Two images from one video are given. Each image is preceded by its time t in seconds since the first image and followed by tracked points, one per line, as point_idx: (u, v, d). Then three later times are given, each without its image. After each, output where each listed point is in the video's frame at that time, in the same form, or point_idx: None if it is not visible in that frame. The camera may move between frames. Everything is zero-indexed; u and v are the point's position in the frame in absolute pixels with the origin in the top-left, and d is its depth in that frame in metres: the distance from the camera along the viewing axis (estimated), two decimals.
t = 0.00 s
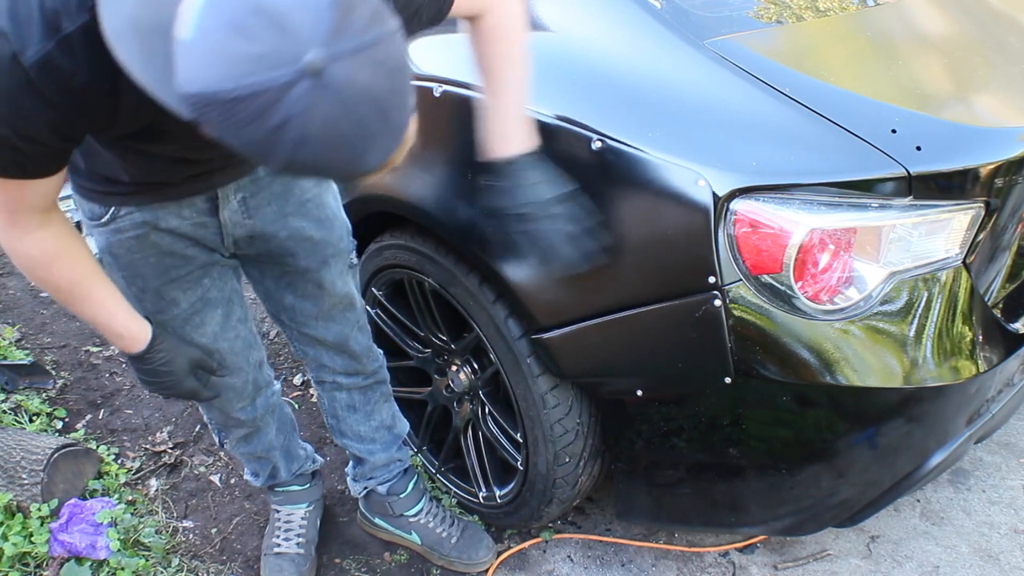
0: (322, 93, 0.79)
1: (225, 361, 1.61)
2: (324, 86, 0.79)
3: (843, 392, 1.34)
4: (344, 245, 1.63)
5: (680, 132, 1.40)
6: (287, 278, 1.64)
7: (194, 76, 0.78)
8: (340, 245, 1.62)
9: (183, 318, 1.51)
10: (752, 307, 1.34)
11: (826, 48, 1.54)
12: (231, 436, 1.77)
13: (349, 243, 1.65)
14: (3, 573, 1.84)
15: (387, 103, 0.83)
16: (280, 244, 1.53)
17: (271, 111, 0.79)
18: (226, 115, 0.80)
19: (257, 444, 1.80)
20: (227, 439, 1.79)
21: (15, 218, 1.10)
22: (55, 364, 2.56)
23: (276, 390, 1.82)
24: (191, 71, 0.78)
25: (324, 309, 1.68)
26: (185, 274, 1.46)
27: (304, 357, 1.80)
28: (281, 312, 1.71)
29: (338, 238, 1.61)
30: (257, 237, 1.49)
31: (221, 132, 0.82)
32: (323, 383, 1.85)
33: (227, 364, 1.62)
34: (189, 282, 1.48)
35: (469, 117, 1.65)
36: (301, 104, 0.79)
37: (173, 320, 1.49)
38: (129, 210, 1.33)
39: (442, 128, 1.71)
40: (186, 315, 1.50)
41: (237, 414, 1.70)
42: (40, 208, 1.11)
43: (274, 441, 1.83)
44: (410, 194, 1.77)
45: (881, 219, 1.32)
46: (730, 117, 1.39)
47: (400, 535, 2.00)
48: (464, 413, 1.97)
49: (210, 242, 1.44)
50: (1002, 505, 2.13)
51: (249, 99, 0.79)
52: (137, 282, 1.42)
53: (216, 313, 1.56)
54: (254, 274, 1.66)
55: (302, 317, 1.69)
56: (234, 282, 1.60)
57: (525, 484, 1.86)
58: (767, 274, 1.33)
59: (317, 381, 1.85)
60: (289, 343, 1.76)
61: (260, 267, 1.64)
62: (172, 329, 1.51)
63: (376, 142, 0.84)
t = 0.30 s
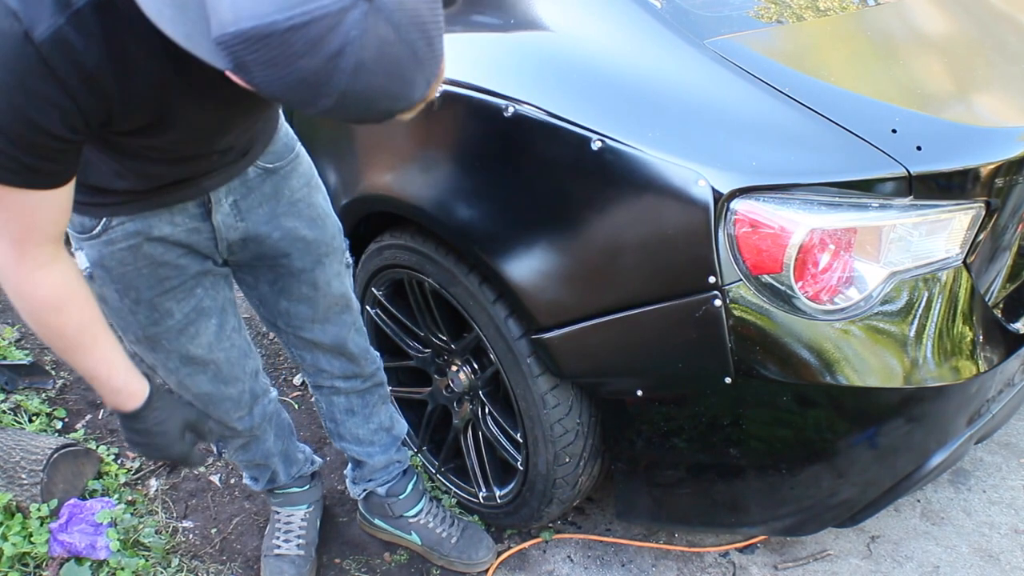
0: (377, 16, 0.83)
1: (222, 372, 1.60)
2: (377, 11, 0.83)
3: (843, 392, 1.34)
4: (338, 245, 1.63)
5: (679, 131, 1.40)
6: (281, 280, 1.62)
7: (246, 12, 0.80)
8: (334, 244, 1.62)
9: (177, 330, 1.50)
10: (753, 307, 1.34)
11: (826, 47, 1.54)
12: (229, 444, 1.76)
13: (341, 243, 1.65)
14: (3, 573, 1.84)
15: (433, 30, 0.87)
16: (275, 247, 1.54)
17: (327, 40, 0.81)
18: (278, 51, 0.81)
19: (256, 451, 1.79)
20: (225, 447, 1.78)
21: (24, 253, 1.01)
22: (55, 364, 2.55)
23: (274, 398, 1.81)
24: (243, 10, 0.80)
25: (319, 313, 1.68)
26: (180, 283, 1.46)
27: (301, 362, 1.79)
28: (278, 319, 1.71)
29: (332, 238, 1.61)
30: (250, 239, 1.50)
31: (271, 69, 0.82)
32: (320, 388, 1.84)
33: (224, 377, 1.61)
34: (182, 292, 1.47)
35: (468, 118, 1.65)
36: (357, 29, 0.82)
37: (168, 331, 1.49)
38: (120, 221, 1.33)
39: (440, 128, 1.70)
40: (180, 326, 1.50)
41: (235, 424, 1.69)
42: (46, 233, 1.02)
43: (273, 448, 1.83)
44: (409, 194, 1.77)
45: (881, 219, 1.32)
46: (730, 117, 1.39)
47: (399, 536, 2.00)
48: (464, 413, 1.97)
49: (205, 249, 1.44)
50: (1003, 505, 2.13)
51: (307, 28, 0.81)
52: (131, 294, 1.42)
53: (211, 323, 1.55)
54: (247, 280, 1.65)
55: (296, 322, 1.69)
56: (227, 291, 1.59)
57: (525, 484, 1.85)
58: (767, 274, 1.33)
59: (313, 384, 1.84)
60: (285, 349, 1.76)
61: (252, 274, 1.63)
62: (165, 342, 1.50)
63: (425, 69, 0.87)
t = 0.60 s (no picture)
0: None
1: (220, 373, 1.60)
2: None
3: (843, 392, 1.34)
4: (328, 234, 1.65)
5: (679, 131, 1.40)
6: (274, 274, 1.64)
7: None
8: (324, 235, 1.64)
9: (175, 333, 1.50)
10: (753, 307, 1.34)
11: (826, 47, 1.54)
12: (227, 445, 1.76)
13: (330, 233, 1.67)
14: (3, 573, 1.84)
15: None
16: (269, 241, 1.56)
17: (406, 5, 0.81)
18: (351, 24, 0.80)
19: (255, 450, 1.79)
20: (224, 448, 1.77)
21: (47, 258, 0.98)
22: (55, 364, 2.55)
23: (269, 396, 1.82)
24: None
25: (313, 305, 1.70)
26: (176, 285, 1.46)
27: (297, 359, 1.80)
28: (272, 317, 1.72)
29: (320, 230, 1.63)
30: (245, 234, 1.52)
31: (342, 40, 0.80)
32: (315, 383, 1.84)
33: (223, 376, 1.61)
34: (178, 296, 1.47)
35: (467, 118, 1.65)
36: None
37: (167, 334, 1.49)
38: (117, 226, 1.32)
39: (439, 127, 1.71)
40: (178, 329, 1.50)
41: (234, 424, 1.69)
42: (68, 237, 0.99)
43: (271, 446, 1.83)
44: (409, 193, 1.77)
45: (881, 219, 1.32)
46: (730, 117, 1.39)
47: (401, 532, 2.00)
48: (464, 413, 1.97)
49: (202, 247, 1.46)
50: (1003, 505, 2.13)
51: None
52: (128, 300, 1.42)
53: (208, 324, 1.55)
54: (240, 277, 1.66)
55: (293, 315, 1.70)
56: (221, 291, 1.58)
57: (525, 484, 1.85)
58: (767, 274, 1.33)
59: (310, 381, 1.84)
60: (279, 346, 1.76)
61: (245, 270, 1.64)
62: (164, 346, 1.50)
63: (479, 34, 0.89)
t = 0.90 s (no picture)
0: None
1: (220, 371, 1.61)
2: None
3: (843, 392, 1.34)
4: (331, 236, 1.65)
5: (678, 132, 1.40)
6: (276, 274, 1.64)
7: None
8: (327, 236, 1.64)
9: (176, 330, 1.49)
10: (753, 307, 1.34)
11: (826, 47, 1.54)
12: (228, 443, 1.75)
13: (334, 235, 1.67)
14: (3, 573, 1.84)
15: None
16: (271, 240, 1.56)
17: None
18: None
19: (254, 449, 1.78)
20: (224, 446, 1.77)
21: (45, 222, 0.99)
22: (55, 364, 2.55)
23: (269, 395, 1.81)
24: None
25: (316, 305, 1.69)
26: (177, 283, 1.45)
27: (300, 358, 1.80)
28: (275, 315, 1.72)
29: (322, 232, 1.62)
30: (246, 233, 1.52)
31: (357, 16, 0.81)
32: (319, 383, 1.84)
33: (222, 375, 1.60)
34: (178, 292, 1.46)
35: (467, 118, 1.65)
36: None
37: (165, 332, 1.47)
38: (118, 221, 1.32)
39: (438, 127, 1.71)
40: (178, 325, 1.49)
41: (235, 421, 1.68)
42: (66, 203, 0.99)
43: (271, 444, 1.82)
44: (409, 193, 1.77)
45: (881, 219, 1.32)
46: (730, 117, 1.39)
47: (401, 533, 2.00)
48: (464, 413, 1.97)
49: (201, 246, 1.45)
50: (1003, 505, 2.13)
51: None
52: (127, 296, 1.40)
53: (208, 321, 1.54)
54: (243, 276, 1.66)
55: (296, 315, 1.70)
56: (223, 289, 1.58)
57: (526, 484, 1.85)
58: (767, 274, 1.33)
59: (313, 380, 1.84)
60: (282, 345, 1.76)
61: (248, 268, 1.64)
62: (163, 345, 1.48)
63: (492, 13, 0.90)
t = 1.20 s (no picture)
0: None
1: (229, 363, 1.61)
2: None
3: (843, 392, 1.34)
4: (339, 231, 1.67)
5: (678, 131, 1.40)
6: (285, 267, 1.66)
7: None
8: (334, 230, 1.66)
9: (178, 321, 1.49)
10: (753, 307, 1.34)
11: (826, 47, 1.54)
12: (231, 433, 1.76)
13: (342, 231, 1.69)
14: (3, 573, 1.85)
15: None
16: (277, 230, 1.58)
17: None
18: None
19: (256, 441, 1.78)
20: (226, 436, 1.77)
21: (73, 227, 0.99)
22: (55, 364, 2.55)
23: (272, 387, 1.81)
24: None
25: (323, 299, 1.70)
26: (182, 271, 1.46)
27: (310, 352, 1.81)
28: (283, 305, 1.73)
29: (326, 227, 1.64)
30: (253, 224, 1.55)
31: None
32: (330, 378, 1.85)
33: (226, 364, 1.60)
34: (184, 282, 1.47)
35: (467, 119, 1.65)
36: None
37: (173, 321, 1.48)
38: (126, 211, 1.35)
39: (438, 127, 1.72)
40: (183, 315, 1.49)
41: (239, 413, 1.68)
42: (93, 207, 0.99)
43: (272, 437, 1.82)
44: (409, 193, 1.77)
45: (881, 219, 1.32)
46: (731, 117, 1.39)
47: (401, 527, 2.00)
48: (464, 413, 1.97)
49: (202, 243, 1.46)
50: (1003, 505, 2.13)
51: None
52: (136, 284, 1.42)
53: (213, 312, 1.55)
54: (252, 263, 1.68)
55: (304, 305, 1.71)
56: (228, 280, 1.60)
57: (526, 484, 1.85)
58: (767, 274, 1.33)
59: (325, 375, 1.85)
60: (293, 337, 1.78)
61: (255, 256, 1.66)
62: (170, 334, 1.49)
63: (487, 16, 0.89)
